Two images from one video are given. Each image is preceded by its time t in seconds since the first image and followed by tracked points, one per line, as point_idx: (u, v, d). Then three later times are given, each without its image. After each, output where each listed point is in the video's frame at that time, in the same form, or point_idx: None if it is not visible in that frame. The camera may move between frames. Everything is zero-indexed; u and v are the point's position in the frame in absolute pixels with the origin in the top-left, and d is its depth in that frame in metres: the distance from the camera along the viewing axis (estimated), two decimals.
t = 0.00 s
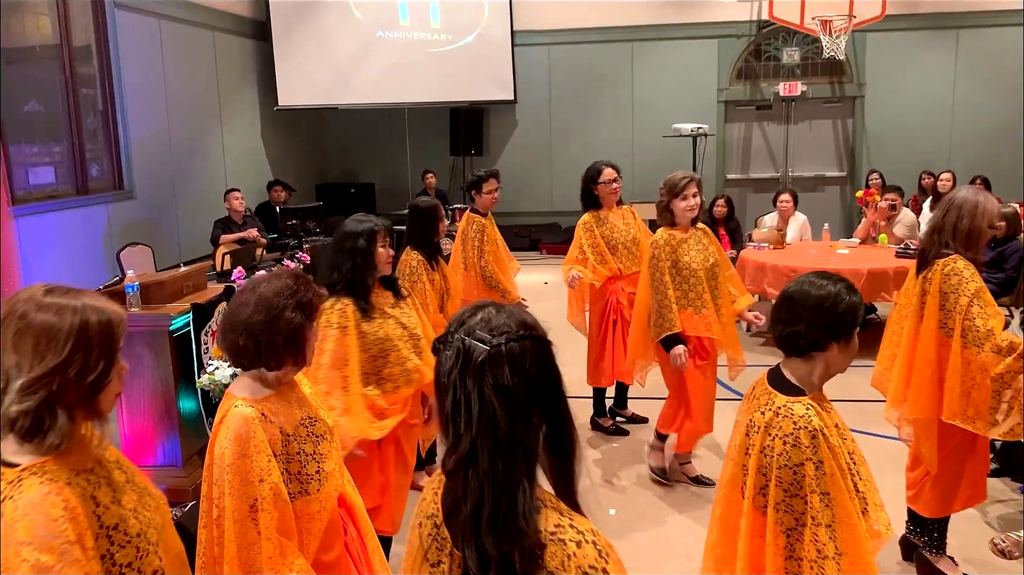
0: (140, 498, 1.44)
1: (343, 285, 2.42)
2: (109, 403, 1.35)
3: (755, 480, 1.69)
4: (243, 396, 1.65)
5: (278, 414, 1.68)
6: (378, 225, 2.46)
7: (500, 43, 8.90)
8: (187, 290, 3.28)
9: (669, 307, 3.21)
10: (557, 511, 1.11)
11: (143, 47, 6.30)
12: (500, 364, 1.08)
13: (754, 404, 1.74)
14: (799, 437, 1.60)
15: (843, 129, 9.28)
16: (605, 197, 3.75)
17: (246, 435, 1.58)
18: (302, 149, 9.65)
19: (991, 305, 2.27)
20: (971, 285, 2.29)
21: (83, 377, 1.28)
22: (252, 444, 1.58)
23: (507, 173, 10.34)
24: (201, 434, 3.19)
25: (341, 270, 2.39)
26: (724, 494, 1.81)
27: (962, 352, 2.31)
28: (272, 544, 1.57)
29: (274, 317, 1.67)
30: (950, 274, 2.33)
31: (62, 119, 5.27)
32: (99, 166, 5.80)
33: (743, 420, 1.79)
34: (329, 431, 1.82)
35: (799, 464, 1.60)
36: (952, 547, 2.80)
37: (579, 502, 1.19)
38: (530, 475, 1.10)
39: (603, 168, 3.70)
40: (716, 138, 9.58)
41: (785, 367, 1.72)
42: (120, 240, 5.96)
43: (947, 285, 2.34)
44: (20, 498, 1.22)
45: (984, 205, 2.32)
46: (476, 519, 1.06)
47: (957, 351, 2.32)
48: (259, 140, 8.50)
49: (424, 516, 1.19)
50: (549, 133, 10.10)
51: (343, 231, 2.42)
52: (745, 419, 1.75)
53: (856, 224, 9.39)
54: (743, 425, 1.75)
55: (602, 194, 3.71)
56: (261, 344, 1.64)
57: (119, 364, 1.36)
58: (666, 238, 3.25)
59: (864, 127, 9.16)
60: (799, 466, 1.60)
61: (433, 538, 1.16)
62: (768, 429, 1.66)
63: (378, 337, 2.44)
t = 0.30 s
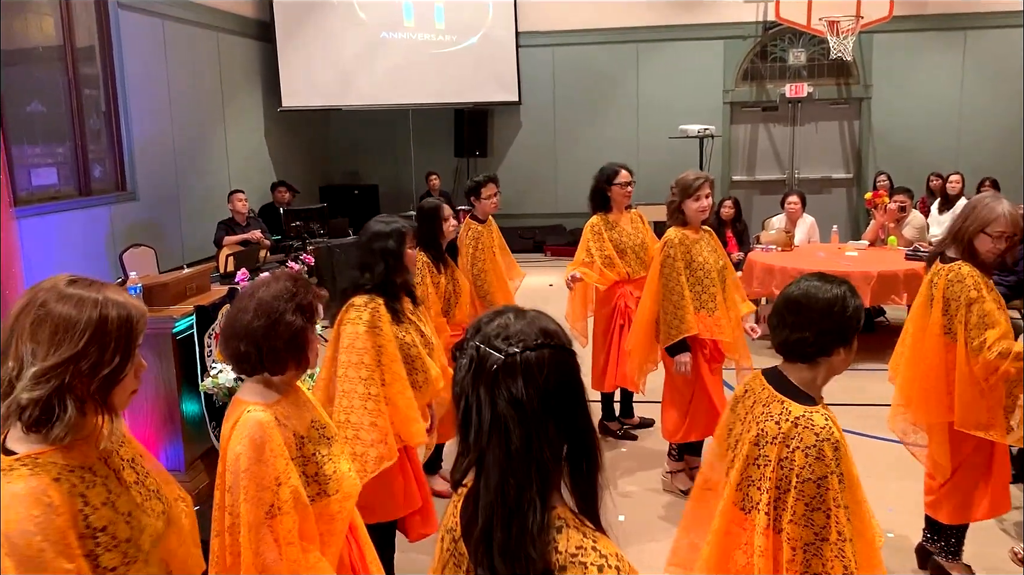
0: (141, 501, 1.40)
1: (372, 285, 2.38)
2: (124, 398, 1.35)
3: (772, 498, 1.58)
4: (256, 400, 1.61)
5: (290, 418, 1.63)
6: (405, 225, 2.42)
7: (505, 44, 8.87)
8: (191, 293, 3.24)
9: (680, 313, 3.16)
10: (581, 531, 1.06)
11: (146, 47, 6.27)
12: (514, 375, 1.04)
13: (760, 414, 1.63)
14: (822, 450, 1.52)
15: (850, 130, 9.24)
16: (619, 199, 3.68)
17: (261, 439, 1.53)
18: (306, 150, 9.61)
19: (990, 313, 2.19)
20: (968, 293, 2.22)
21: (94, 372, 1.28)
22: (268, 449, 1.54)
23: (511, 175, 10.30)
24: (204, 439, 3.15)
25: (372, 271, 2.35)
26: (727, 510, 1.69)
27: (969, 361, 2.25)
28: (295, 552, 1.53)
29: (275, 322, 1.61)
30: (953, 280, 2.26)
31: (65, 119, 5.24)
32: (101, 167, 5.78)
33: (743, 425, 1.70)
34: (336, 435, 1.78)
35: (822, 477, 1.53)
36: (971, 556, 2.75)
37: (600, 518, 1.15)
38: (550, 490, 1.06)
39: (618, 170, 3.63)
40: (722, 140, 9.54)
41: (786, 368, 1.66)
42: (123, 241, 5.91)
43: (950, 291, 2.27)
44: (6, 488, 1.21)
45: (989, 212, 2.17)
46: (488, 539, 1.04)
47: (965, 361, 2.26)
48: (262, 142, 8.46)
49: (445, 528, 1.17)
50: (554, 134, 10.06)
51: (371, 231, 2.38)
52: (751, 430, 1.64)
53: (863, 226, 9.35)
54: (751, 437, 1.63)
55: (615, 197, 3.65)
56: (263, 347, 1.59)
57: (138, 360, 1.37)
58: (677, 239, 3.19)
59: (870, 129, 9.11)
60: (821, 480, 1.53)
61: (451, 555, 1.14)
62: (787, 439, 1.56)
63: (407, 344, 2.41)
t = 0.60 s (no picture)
0: (116, 507, 1.38)
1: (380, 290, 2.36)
2: (108, 399, 1.34)
3: (760, 493, 1.54)
4: (274, 383, 1.61)
5: (308, 402, 1.66)
6: (413, 227, 2.44)
7: (508, 45, 8.86)
8: (190, 292, 3.23)
9: (687, 314, 3.13)
10: (573, 531, 1.04)
11: (148, 47, 6.26)
12: (508, 374, 1.03)
13: (739, 411, 1.60)
14: (807, 440, 1.50)
15: (853, 131, 9.22)
16: (621, 200, 3.65)
17: (287, 421, 1.56)
18: (308, 151, 9.60)
19: (973, 335, 2.17)
20: (948, 311, 2.20)
21: (81, 377, 1.26)
22: (294, 429, 1.57)
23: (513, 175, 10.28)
24: (203, 439, 3.14)
25: (385, 275, 2.34)
26: (714, 511, 1.65)
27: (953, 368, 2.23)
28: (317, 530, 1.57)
29: (278, 309, 1.60)
30: (939, 300, 2.23)
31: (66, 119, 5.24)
32: (103, 166, 5.78)
33: (718, 422, 1.65)
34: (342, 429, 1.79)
35: (807, 468, 1.51)
36: (975, 558, 2.73)
37: (601, 520, 1.13)
38: (554, 489, 1.06)
39: (623, 170, 3.61)
40: (725, 140, 9.51)
41: (755, 359, 1.64)
42: (123, 242, 5.90)
43: (936, 312, 2.24)
44: None
45: (968, 231, 2.15)
46: (481, 542, 1.04)
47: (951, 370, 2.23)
48: (264, 143, 8.46)
49: (448, 529, 1.15)
50: (556, 134, 10.04)
51: (380, 234, 2.39)
52: (732, 426, 1.60)
53: (867, 227, 9.33)
54: (733, 434, 1.59)
55: (619, 197, 3.63)
56: (270, 338, 1.60)
57: (123, 363, 1.35)
58: (680, 242, 3.17)
59: (873, 128, 9.09)
60: (806, 472, 1.51)
61: (449, 559, 1.14)
62: (772, 433, 1.52)
63: (411, 349, 2.48)
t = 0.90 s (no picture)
0: (96, 500, 1.37)
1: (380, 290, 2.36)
2: (76, 385, 1.31)
3: (748, 470, 1.59)
4: (296, 370, 1.71)
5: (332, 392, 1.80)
6: (411, 225, 2.44)
7: (511, 44, 8.84)
8: (192, 288, 3.21)
9: (691, 310, 3.15)
10: (591, 513, 1.06)
11: (149, 45, 6.25)
12: (514, 359, 1.03)
13: (718, 393, 1.65)
14: (787, 414, 1.56)
15: (857, 129, 9.19)
16: (627, 198, 3.62)
17: (321, 409, 1.68)
18: (310, 150, 9.59)
19: (954, 329, 2.14)
20: (925, 309, 2.18)
21: (44, 363, 1.24)
22: (324, 415, 1.68)
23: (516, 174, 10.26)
24: (204, 436, 3.12)
25: (388, 273, 2.34)
26: (702, 493, 1.68)
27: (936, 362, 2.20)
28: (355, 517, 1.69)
29: (299, 300, 1.70)
30: (917, 298, 2.21)
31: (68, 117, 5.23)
32: (105, 165, 5.78)
33: (700, 405, 1.69)
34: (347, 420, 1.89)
35: (790, 441, 1.56)
36: (984, 557, 2.71)
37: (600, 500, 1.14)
38: (562, 474, 1.05)
39: (628, 167, 3.58)
40: (729, 139, 9.49)
41: (727, 341, 1.72)
42: (125, 240, 5.88)
43: (914, 310, 2.21)
44: None
45: (943, 227, 2.14)
46: (490, 530, 1.01)
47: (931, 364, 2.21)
48: (267, 142, 8.45)
49: (431, 532, 1.15)
50: (559, 134, 10.01)
51: (380, 232, 2.38)
52: (713, 409, 1.65)
53: (871, 226, 9.30)
54: (714, 416, 1.64)
55: (625, 194, 3.60)
56: (289, 326, 1.68)
57: (92, 345, 1.32)
58: (680, 238, 3.16)
59: (878, 127, 9.07)
60: (789, 444, 1.57)
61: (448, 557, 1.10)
62: (753, 412, 1.58)
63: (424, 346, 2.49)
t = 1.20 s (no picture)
0: (59, 523, 1.29)
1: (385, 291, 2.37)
2: (33, 398, 1.22)
3: (737, 453, 1.60)
4: (305, 371, 1.70)
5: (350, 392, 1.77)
6: (409, 228, 2.45)
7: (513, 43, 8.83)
8: (194, 288, 3.20)
9: (683, 307, 3.12)
10: (598, 495, 1.01)
11: (152, 45, 6.25)
12: (511, 359, 0.96)
13: (708, 379, 1.65)
14: (776, 398, 1.57)
15: (861, 129, 9.17)
16: (631, 195, 3.60)
17: (333, 409, 1.66)
18: (313, 150, 9.59)
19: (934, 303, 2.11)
20: (911, 290, 2.13)
21: None
22: (336, 416, 1.67)
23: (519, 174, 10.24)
24: (206, 435, 3.12)
25: (385, 272, 2.35)
26: (691, 475, 1.69)
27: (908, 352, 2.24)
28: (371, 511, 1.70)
29: (307, 298, 1.68)
30: (895, 278, 2.16)
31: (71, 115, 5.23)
32: (107, 163, 5.78)
33: (692, 390, 1.70)
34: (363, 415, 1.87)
35: (779, 425, 1.58)
36: (988, 558, 2.70)
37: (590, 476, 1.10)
38: (569, 466, 0.99)
39: (631, 164, 3.58)
40: (732, 139, 9.48)
41: (715, 330, 1.73)
42: (128, 239, 5.89)
43: (891, 290, 2.17)
44: None
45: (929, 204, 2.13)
46: (506, 517, 0.93)
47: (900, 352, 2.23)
48: (270, 141, 8.45)
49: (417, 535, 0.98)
50: (562, 133, 10.00)
51: (379, 233, 2.38)
52: (704, 394, 1.65)
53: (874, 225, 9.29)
54: (705, 402, 1.64)
55: (629, 192, 3.59)
56: (296, 325, 1.68)
57: (49, 349, 1.24)
58: (675, 238, 3.14)
59: (881, 126, 9.04)
60: (778, 427, 1.58)
61: (447, 563, 0.97)
62: (743, 396, 1.59)
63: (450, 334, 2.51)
